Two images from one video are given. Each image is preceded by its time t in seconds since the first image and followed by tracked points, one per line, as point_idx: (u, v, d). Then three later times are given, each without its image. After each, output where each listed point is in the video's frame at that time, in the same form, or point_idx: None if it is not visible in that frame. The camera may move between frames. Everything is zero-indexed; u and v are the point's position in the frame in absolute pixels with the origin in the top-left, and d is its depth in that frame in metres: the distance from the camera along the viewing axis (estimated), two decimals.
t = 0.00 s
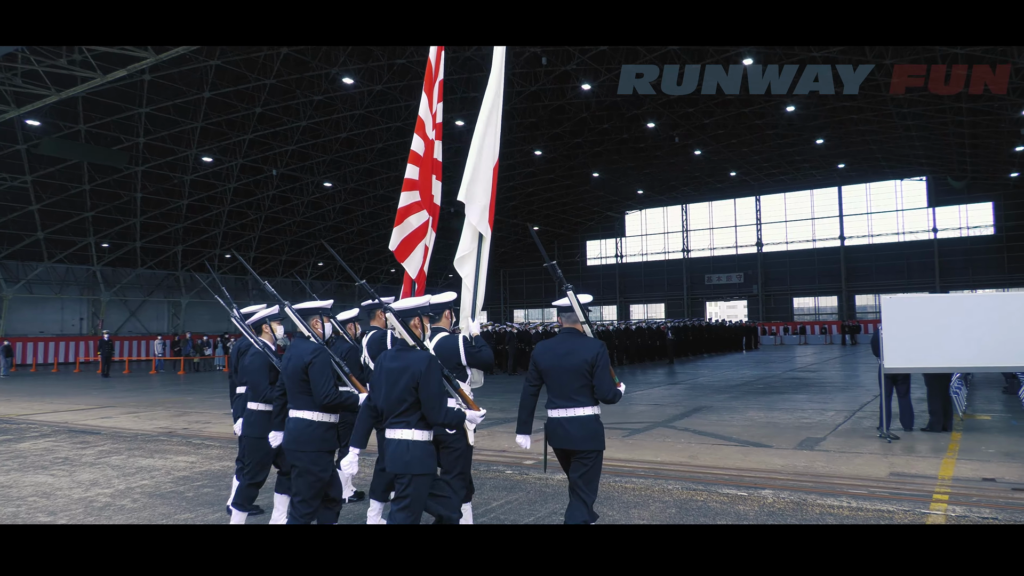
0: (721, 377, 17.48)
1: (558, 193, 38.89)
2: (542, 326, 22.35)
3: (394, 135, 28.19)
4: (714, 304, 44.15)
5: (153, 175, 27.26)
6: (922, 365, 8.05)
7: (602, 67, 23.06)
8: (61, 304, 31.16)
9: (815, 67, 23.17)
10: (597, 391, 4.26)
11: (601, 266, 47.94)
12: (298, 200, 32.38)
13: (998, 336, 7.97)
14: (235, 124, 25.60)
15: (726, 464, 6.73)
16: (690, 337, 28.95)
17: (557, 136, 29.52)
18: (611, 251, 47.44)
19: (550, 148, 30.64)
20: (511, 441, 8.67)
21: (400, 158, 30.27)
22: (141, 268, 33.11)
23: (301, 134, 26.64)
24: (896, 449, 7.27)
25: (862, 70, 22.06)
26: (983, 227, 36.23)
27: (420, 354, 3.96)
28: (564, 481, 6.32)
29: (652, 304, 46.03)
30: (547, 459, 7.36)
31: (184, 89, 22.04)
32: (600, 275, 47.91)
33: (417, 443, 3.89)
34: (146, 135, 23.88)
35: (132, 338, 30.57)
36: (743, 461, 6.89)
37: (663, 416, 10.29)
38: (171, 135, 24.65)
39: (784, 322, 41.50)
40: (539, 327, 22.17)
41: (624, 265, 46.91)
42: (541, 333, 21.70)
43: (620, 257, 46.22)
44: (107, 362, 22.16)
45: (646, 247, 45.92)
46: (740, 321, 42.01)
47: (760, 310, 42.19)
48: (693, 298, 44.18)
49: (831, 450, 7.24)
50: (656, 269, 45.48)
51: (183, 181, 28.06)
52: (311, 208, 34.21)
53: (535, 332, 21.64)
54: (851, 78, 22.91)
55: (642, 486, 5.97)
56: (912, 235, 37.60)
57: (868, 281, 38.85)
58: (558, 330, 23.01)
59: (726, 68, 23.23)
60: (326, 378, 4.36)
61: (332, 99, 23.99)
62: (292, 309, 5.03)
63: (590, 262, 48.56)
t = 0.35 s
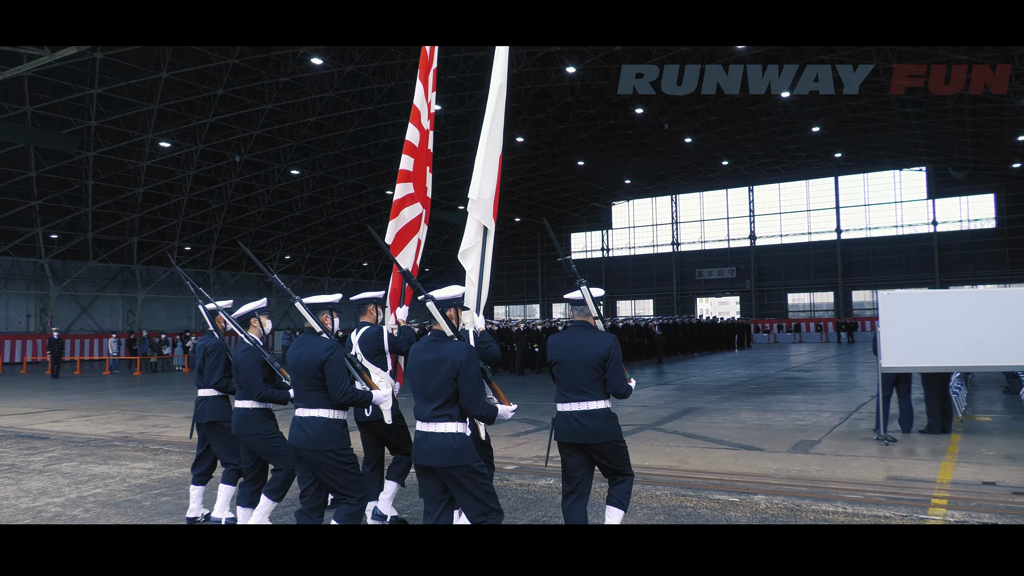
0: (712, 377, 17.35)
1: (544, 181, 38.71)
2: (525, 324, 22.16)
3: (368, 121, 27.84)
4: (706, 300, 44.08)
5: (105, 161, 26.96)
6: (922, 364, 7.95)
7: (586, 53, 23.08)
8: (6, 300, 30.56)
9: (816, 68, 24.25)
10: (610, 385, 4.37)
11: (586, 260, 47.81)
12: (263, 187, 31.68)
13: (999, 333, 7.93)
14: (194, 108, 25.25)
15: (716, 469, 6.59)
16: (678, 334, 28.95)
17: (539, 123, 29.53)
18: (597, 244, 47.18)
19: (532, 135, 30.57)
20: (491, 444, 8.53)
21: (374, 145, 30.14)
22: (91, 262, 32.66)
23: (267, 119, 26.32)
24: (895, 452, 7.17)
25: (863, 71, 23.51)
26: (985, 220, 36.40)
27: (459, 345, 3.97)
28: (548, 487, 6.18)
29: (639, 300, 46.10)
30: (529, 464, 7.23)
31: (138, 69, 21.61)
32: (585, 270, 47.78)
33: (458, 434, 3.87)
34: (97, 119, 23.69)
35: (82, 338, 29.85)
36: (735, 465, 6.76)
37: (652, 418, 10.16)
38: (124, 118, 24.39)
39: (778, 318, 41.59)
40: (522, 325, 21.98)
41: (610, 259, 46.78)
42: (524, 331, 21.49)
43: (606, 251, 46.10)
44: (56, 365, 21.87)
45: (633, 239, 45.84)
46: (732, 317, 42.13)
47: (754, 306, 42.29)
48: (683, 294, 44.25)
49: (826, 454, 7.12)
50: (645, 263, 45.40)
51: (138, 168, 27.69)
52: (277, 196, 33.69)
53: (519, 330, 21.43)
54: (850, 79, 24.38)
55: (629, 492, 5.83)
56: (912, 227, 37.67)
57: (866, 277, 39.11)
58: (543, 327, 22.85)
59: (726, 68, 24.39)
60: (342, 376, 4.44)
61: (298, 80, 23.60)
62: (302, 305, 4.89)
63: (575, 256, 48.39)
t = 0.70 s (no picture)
0: (712, 382, 17.18)
1: (537, 174, 38.49)
2: (516, 325, 21.94)
3: (347, 109, 27.67)
4: (704, 300, 43.97)
5: (66, 150, 26.67)
6: (928, 367, 7.84)
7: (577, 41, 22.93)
8: None
9: (816, 68, 25.22)
10: (636, 384, 4.62)
11: (577, 257, 47.50)
12: (234, 179, 31.48)
13: (1008, 334, 7.83)
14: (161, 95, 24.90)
15: (713, 478, 6.45)
16: (675, 336, 28.83)
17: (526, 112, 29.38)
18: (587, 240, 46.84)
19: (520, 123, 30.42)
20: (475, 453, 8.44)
21: (352, 134, 29.82)
22: (50, 258, 32.09)
23: (238, 106, 26.05)
24: (901, 459, 7.06)
25: (865, 70, 24.61)
26: (996, 216, 36.40)
27: (503, 346, 4.09)
28: (538, 498, 6.07)
29: (633, 300, 45.96)
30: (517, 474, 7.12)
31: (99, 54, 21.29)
32: (577, 268, 47.48)
33: (500, 436, 3.98)
34: (57, 105, 23.42)
35: (41, 340, 29.11)
36: (733, 474, 6.62)
37: (650, 424, 10.00)
38: (87, 105, 24.15)
39: (779, 318, 41.48)
40: (512, 327, 21.76)
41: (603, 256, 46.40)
42: (514, 332, 21.27)
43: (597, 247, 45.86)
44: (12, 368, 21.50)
45: (627, 236, 45.51)
46: (731, 317, 42.05)
47: (754, 306, 42.19)
48: (681, 293, 44.06)
49: (829, 462, 6.98)
50: (641, 260, 45.08)
51: (102, 158, 27.33)
52: (250, 187, 33.34)
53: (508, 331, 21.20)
54: (852, 78, 25.30)
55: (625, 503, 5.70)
56: (922, 223, 37.78)
57: (870, 274, 39.10)
58: (533, 329, 22.67)
59: (728, 67, 25.61)
60: (375, 376, 4.58)
61: (270, 66, 23.32)
62: (329, 305, 4.98)
63: (565, 253, 48.07)
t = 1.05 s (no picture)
0: (713, 387, 17.02)
1: (533, 168, 38.28)
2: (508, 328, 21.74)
3: (329, 99, 27.34)
4: (705, 301, 43.78)
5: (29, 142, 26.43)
6: (935, 372, 7.72)
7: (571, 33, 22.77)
8: None
9: (817, 68, 25.78)
10: (653, 389, 4.68)
11: (572, 255, 47.23)
12: (209, 172, 31.18)
13: (1020, 336, 7.73)
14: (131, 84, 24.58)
15: (717, 488, 6.32)
16: (673, 338, 28.65)
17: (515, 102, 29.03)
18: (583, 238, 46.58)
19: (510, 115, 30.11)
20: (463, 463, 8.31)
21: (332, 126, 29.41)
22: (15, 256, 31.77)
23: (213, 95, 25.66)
24: (911, 468, 6.94)
25: (862, 71, 25.10)
26: (1007, 213, 36.24)
27: (535, 349, 4.19)
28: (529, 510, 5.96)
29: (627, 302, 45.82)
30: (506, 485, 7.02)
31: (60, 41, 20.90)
32: (571, 267, 47.20)
33: (532, 439, 4.09)
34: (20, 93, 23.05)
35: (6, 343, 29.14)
36: (735, 484, 6.49)
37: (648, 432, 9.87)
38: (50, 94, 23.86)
39: (783, 321, 41.52)
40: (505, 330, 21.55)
41: (598, 254, 46.23)
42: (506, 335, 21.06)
43: (592, 245, 45.64)
44: None
45: (623, 233, 45.10)
46: (734, 320, 42.00)
47: (757, 309, 42.15)
48: (680, 294, 43.85)
49: (835, 471, 6.86)
50: (638, 259, 44.68)
51: (69, 149, 26.98)
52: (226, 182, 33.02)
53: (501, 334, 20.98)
54: (852, 78, 25.81)
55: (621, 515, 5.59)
56: (933, 220, 37.68)
57: (881, 275, 39.07)
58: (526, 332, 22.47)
59: (726, 68, 25.99)
60: (404, 382, 4.53)
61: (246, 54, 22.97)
62: (360, 305, 4.88)
63: (559, 251, 47.74)
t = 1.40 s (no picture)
0: (717, 392, 16.88)
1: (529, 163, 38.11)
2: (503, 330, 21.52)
3: (310, 88, 26.88)
4: (707, 302, 44.04)
5: None
6: (946, 375, 7.60)
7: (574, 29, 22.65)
8: None
9: (816, 68, 26.04)
10: (665, 389, 4.86)
11: (567, 253, 46.98)
12: (184, 165, 30.68)
13: None
14: (100, 71, 24.11)
15: (721, 499, 6.19)
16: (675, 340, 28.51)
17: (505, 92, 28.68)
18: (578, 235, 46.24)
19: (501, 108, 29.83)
20: (454, 473, 8.18)
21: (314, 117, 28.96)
22: None
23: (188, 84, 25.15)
24: (923, 477, 6.84)
25: (864, 70, 25.28)
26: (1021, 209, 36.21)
27: (561, 345, 4.36)
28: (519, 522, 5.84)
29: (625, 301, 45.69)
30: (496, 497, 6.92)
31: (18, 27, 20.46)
32: (567, 266, 47.00)
33: (559, 434, 4.25)
34: None
35: None
36: (739, 494, 6.37)
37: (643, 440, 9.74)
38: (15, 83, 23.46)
39: (788, 323, 41.48)
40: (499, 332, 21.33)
41: (595, 252, 46.03)
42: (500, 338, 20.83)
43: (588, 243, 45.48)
44: None
45: (620, 229, 44.87)
46: (738, 321, 42.06)
47: (760, 309, 42.14)
48: (681, 293, 43.76)
49: (845, 480, 6.73)
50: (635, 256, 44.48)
51: (35, 140, 26.48)
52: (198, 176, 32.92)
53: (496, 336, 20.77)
54: (853, 77, 26.11)
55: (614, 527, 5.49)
56: (945, 217, 37.64)
57: (891, 275, 39.03)
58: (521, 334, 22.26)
59: (726, 69, 26.34)
60: (426, 382, 4.73)
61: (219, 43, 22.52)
62: (383, 304, 5.01)
63: (554, 248, 47.47)
